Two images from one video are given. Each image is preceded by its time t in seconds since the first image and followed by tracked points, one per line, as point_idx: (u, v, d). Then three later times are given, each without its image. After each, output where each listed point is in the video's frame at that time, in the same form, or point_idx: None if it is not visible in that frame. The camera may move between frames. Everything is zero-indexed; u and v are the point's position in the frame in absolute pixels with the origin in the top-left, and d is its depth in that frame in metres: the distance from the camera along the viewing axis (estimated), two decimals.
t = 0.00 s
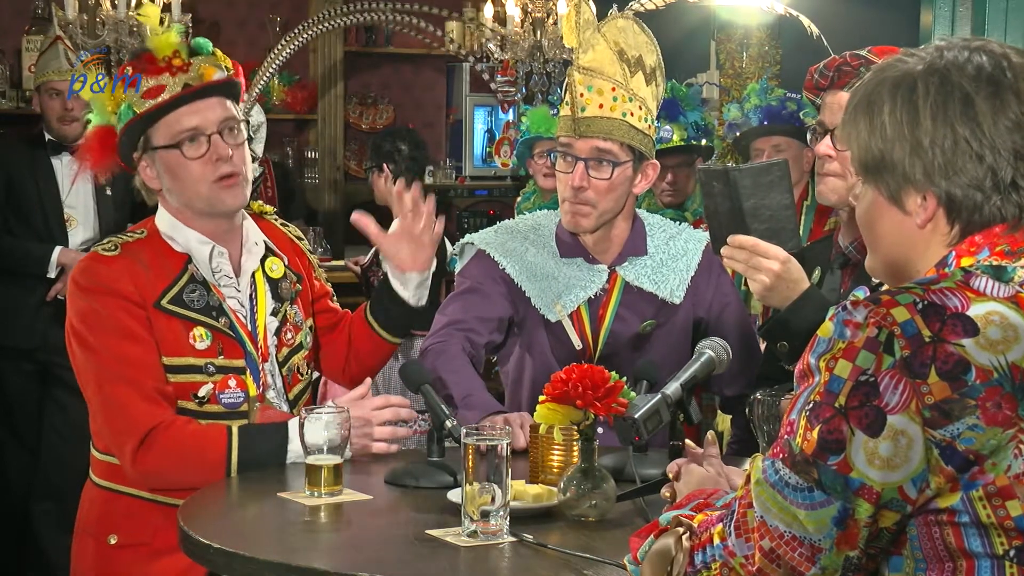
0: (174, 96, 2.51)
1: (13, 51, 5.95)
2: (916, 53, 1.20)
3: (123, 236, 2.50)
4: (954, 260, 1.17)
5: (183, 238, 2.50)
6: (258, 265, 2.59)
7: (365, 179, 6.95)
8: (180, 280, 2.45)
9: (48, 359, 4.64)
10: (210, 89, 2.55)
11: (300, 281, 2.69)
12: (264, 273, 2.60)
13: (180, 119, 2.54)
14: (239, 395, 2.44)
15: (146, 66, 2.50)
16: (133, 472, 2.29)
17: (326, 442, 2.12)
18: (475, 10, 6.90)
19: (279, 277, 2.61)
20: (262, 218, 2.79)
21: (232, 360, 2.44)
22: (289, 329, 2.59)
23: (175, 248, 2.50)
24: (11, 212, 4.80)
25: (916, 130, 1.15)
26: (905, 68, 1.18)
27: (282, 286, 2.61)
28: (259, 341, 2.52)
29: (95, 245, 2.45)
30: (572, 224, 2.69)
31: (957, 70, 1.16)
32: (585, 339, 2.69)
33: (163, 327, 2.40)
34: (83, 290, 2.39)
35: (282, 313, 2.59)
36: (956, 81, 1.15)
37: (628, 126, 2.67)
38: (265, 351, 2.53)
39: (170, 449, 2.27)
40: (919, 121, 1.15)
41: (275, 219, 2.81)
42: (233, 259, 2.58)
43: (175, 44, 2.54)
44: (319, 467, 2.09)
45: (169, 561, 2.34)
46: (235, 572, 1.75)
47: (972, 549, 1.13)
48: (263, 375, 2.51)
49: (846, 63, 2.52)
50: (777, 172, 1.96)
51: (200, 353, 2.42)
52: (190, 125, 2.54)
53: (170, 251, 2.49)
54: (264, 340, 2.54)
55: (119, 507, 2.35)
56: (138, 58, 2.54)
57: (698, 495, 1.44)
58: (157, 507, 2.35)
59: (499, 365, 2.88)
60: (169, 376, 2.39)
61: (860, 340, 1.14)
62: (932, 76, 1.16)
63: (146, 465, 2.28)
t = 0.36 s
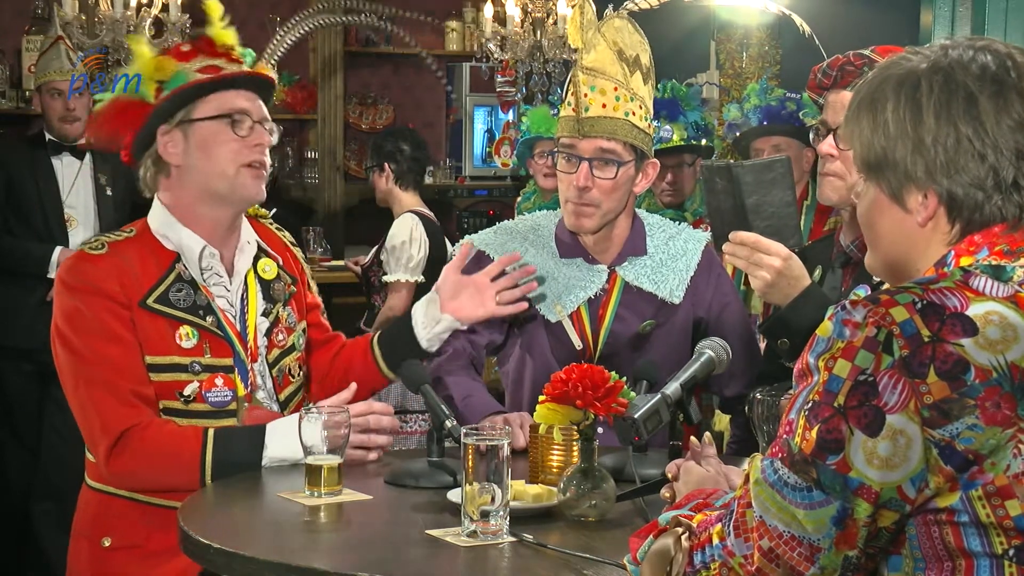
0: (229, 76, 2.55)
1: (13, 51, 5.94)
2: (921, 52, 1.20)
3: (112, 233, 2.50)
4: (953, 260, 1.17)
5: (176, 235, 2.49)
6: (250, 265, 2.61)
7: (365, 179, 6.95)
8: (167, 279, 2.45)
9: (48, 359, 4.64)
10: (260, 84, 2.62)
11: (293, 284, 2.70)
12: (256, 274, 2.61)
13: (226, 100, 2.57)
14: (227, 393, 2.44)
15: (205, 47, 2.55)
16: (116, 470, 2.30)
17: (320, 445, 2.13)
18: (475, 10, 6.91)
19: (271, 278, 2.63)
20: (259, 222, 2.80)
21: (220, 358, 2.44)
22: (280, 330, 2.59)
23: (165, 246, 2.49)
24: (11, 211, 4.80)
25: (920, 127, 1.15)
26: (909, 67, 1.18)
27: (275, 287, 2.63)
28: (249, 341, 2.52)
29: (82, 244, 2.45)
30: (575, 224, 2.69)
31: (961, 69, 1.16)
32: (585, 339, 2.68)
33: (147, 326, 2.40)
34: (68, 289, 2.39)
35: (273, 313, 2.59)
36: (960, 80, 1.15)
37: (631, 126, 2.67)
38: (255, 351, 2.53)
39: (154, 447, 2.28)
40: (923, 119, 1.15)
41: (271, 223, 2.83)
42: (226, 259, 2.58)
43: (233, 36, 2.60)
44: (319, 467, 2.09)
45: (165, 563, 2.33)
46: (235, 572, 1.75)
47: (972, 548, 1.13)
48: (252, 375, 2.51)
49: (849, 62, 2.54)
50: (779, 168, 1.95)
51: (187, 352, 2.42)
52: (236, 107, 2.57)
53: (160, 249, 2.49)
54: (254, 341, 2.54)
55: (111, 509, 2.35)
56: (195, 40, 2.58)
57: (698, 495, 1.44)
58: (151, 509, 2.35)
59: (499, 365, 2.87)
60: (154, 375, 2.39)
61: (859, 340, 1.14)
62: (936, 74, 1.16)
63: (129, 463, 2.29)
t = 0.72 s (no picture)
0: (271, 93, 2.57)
1: (14, 51, 5.95)
2: (923, 51, 1.20)
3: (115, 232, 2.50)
4: (953, 259, 1.17)
5: (183, 235, 2.50)
6: (255, 269, 2.61)
7: (365, 179, 6.95)
8: (172, 278, 2.45)
9: (48, 359, 4.64)
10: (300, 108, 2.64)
11: (295, 288, 2.70)
12: (260, 277, 2.61)
13: (259, 114, 2.59)
14: (229, 394, 2.44)
15: (258, 58, 2.57)
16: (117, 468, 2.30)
17: (320, 445, 2.13)
18: (475, 10, 6.91)
19: (274, 282, 2.63)
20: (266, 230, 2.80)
21: (223, 359, 2.44)
22: (283, 333, 2.59)
23: (172, 246, 2.50)
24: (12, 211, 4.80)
25: (920, 125, 1.15)
26: (910, 65, 1.18)
27: (278, 290, 2.62)
28: (251, 343, 2.52)
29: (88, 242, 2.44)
30: (576, 225, 2.68)
31: (962, 68, 1.16)
32: (586, 339, 2.68)
33: (152, 325, 2.40)
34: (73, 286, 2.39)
35: (276, 317, 2.60)
36: (961, 79, 1.15)
37: (632, 125, 2.67)
38: (257, 353, 2.53)
39: (156, 445, 2.28)
40: (924, 117, 1.15)
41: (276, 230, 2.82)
42: (231, 261, 2.60)
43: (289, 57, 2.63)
44: (319, 467, 2.09)
45: (165, 563, 2.33)
46: (235, 572, 1.75)
47: (970, 547, 1.13)
48: (254, 377, 2.51)
49: (851, 62, 2.53)
50: (781, 166, 1.94)
51: (191, 351, 2.42)
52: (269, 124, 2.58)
53: (167, 249, 2.49)
54: (256, 344, 2.53)
55: (112, 508, 2.35)
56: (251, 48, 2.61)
57: (697, 495, 1.44)
58: (151, 508, 2.35)
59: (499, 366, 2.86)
60: (157, 374, 2.38)
61: (858, 339, 1.14)
62: (936, 73, 1.16)
63: (131, 461, 2.29)
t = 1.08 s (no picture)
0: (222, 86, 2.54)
1: (14, 51, 5.95)
2: (924, 50, 1.20)
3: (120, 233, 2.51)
4: (952, 260, 1.17)
5: (185, 235, 2.50)
6: (257, 269, 2.59)
7: (365, 179, 6.95)
8: (176, 278, 2.45)
9: (49, 359, 4.65)
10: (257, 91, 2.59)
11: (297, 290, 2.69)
12: (262, 277, 2.59)
13: (218, 111, 2.55)
14: (231, 394, 2.44)
15: (201, 53, 2.53)
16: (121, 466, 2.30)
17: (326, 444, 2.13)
18: (475, 10, 6.91)
19: (277, 282, 2.61)
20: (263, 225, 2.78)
21: (226, 359, 2.44)
22: (286, 333, 2.58)
23: (175, 246, 2.50)
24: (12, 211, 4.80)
25: (921, 125, 1.15)
26: (911, 65, 1.18)
27: (280, 290, 2.61)
28: (254, 344, 2.50)
29: (92, 241, 2.45)
30: (578, 224, 2.68)
31: (964, 68, 1.16)
32: (587, 339, 2.68)
33: (155, 325, 2.40)
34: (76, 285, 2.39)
35: (279, 317, 2.58)
36: (962, 78, 1.15)
37: (632, 125, 2.67)
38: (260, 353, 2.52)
39: (161, 443, 2.29)
40: (924, 117, 1.15)
41: (276, 226, 2.81)
42: (233, 260, 2.58)
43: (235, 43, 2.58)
44: (319, 467, 2.09)
45: (165, 563, 2.33)
46: (235, 572, 1.75)
47: (971, 548, 1.13)
48: (257, 377, 2.50)
49: (852, 61, 2.53)
50: (781, 165, 1.95)
51: (194, 351, 2.42)
52: (227, 118, 2.55)
53: (169, 249, 2.49)
54: (259, 344, 2.52)
55: (114, 507, 2.35)
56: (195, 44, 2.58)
57: (697, 495, 1.44)
58: (151, 508, 2.35)
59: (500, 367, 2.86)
60: (160, 373, 2.39)
61: (858, 340, 1.14)
62: (938, 73, 1.16)
63: (136, 460, 2.29)
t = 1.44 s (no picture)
0: (193, 100, 2.48)
1: (14, 51, 5.94)
2: (942, 47, 1.20)
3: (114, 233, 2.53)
4: (953, 260, 1.17)
5: (174, 239, 2.51)
6: (251, 266, 2.59)
7: (365, 179, 6.95)
8: (165, 280, 2.47)
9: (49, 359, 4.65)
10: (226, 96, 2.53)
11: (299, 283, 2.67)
12: (257, 274, 2.60)
13: (193, 125, 2.51)
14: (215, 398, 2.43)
15: (164, 69, 2.47)
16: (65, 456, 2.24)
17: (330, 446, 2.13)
18: (475, 10, 6.90)
19: (273, 279, 2.61)
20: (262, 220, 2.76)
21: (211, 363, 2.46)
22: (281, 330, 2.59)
23: (165, 249, 2.51)
24: (11, 212, 4.81)
25: (933, 122, 1.14)
26: (928, 61, 1.17)
27: (276, 287, 2.61)
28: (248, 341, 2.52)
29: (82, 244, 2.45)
30: (575, 223, 2.67)
31: (982, 68, 1.15)
32: (586, 339, 2.68)
33: (141, 327, 2.41)
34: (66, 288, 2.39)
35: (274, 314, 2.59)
36: (980, 79, 1.15)
37: (629, 124, 2.67)
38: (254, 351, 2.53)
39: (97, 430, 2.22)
40: (938, 115, 1.14)
41: (278, 222, 2.79)
42: (225, 261, 2.58)
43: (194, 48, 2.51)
44: (319, 467, 2.09)
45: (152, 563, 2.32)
46: (235, 572, 1.75)
47: (971, 550, 1.13)
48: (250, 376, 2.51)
49: (851, 62, 2.53)
50: (781, 166, 1.95)
51: (180, 354, 2.43)
52: (205, 131, 2.51)
53: (160, 251, 2.50)
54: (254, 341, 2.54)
55: (102, 509, 2.34)
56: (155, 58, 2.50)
57: (698, 495, 1.44)
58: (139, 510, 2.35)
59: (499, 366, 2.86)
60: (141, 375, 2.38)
61: (858, 341, 1.14)
62: (955, 70, 1.15)
63: (80, 453, 2.23)
